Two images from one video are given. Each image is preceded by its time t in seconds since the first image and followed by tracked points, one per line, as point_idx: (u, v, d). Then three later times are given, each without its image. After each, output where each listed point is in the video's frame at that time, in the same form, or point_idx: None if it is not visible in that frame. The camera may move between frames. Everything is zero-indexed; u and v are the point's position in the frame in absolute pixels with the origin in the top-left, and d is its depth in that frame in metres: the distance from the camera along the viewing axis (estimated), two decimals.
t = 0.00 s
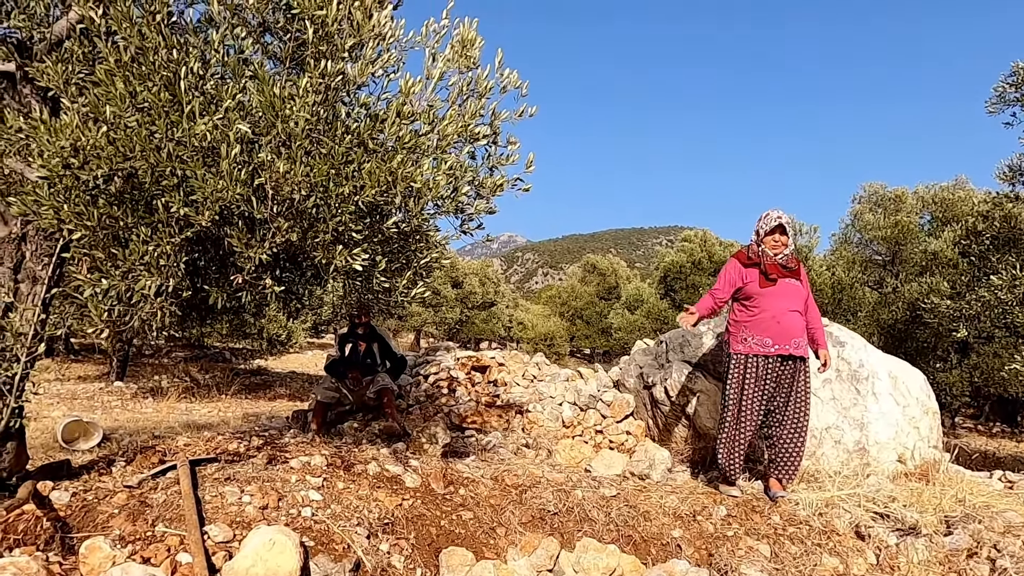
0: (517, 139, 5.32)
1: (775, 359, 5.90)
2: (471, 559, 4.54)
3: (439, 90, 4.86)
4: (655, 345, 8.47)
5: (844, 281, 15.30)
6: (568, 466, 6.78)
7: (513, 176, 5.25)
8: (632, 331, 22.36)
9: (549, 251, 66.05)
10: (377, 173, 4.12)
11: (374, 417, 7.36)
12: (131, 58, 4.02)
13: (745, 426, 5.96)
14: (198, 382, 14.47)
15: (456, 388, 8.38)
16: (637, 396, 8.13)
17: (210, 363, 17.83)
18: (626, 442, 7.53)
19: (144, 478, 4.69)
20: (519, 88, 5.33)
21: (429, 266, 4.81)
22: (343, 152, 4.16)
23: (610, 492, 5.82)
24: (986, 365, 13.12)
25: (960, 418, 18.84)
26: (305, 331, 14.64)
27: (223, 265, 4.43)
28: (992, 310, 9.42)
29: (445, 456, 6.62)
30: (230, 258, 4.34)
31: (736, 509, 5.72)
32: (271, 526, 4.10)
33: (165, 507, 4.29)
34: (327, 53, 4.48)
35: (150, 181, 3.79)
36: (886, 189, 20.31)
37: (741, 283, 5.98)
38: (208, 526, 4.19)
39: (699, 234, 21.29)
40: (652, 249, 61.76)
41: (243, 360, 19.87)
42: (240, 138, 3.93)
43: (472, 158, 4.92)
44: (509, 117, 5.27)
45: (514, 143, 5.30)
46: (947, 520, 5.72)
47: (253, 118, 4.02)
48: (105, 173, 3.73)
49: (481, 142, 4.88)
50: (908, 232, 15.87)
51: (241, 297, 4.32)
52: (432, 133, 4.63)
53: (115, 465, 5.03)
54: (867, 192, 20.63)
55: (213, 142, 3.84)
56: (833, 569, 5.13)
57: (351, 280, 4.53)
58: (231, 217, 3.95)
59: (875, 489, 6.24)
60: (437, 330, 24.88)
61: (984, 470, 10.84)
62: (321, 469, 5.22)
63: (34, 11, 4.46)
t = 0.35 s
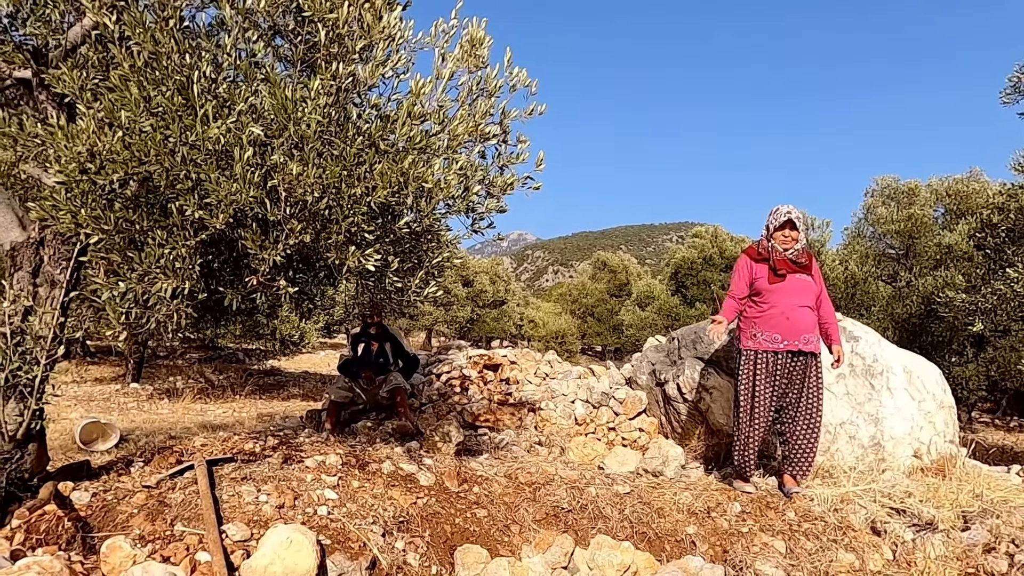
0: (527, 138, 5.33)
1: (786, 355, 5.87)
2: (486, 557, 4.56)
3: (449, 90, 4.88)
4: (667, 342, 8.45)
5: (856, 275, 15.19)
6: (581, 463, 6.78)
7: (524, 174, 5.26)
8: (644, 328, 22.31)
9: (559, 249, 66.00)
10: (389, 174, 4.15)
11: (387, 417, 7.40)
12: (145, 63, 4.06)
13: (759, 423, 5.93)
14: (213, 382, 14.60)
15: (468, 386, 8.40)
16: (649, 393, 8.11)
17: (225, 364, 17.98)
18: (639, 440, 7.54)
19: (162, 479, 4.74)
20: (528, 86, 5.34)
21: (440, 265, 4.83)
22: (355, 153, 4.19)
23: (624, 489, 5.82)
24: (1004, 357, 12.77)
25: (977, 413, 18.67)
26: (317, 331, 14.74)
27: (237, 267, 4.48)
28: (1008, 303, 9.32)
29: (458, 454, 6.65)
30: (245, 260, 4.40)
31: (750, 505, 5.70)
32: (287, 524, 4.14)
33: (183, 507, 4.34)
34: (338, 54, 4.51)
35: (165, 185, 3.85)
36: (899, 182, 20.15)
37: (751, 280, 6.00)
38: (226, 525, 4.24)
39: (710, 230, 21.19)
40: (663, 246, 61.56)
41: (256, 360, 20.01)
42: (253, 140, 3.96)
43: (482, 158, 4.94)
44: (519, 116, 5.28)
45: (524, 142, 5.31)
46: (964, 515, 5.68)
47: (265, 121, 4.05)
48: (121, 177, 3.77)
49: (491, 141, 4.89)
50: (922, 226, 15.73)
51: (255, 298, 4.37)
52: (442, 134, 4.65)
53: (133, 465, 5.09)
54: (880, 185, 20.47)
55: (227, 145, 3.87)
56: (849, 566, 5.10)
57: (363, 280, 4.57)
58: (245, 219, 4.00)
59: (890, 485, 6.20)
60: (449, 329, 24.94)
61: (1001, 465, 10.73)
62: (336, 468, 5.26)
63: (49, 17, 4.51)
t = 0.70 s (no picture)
0: (533, 134, 5.32)
1: (795, 347, 5.85)
2: (498, 552, 4.59)
3: (455, 87, 4.87)
4: (675, 335, 8.43)
5: (865, 266, 15.12)
6: (591, 458, 6.79)
7: (530, 170, 5.25)
8: (651, 321, 22.28)
9: (565, 244, 65.91)
10: (397, 171, 4.16)
11: (397, 414, 7.43)
12: (151, 65, 4.08)
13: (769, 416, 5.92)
14: (222, 382, 14.68)
15: (477, 382, 8.42)
16: (658, 387, 8.10)
17: (234, 363, 18.07)
18: (648, 434, 7.57)
19: (176, 478, 4.78)
20: (533, 82, 5.32)
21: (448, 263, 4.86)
22: (362, 152, 4.20)
23: (635, 483, 5.83)
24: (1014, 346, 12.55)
25: (988, 402, 18.58)
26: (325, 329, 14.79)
27: (246, 267, 4.51)
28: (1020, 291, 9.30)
29: (469, 450, 6.67)
30: (254, 260, 4.41)
31: (762, 497, 5.70)
32: (300, 522, 4.17)
33: (197, 506, 4.38)
34: (343, 53, 4.52)
35: (174, 187, 3.90)
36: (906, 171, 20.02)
37: (759, 272, 6.00)
38: (240, 523, 4.27)
39: (716, 222, 21.13)
40: (669, 239, 61.38)
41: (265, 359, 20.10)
42: (261, 141, 3.98)
43: (489, 155, 4.95)
44: (524, 112, 5.27)
45: (530, 138, 5.31)
46: (977, 505, 5.67)
47: (272, 121, 4.06)
48: (131, 179, 3.80)
49: (497, 138, 4.89)
50: (931, 215, 15.63)
51: (266, 297, 4.40)
52: (448, 131, 4.65)
53: (147, 465, 5.14)
54: (888, 174, 20.34)
55: (235, 145, 3.89)
56: (862, 557, 5.10)
57: (372, 278, 4.59)
58: (254, 220, 4.03)
59: (902, 475, 6.18)
60: (456, 325, 24.96)
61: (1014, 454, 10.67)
62: (347, 465, 5.29)
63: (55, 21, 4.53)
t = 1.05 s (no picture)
0: (528, 122, 5.30)
1: (793, 332, 5.88)
2: (499, 540, 4.58)
3: (449, 76, 4.84)
4: (674, 323, 8.43)
5: (863, 251, 15.09)
6: (591, 446, 6.81)
7: (526, 159, 5.23)
8: (650, 310, 22.28)
9: (564, 233, 65.83)
10: (392, 162, 4.14)
11: (397, 405, 7.43)
12: (143, 58, 4.05)
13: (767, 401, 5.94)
14: (222, 376, 14.68)
15: (477, 372, 8.42)
16: (658, 374, 8.11)
17: (234, 358, 18.05)
18: (648, 421, 7.59)
19: (177, 471, 4.79)
20: (528, 70, 5.28)
21: (445, 253, 4.85)
22: (357, 142, 4.18)
23: (635, 470, 5.85)
24: (1013, 328, 12.72)
25: (987, 385, 18.61)
26: (325, 322, 14.76)
27: (243, 260, 4.51)
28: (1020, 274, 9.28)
29: (469, 440, 6.68)
30: (251, 253, 4.41)
31: (762, 482, 5.72)
32: (301, 513, 4.17)
33: (199, 499, 4.39)
34: (337, 44, 4.49)
35: (169, 180, 3.89)
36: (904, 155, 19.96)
37: (756, 258, 5.92)
38: (241, 515, 4.29)
39: (715, 209, 21.09)
40: (667, 227, 61.33)
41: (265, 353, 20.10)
42: (255, 133, 3.96)
43: (485, 144, 4.93)
44: (520, 100, 5.24)
45: (526, 126, 5.28)
46: (976, 487, 5.69)
47: (266, 112, 4.04)
48: (125, 174, 3.78)
49: (493, 127, 4.87)
50: (930, 198, 15.59)
51: (263, 290, 4.40)
52: (444, 120, 4.63)
53: (148, 459, 5.14)
54: (886, 158, 20.29)
55: (229, 138, 3.87)
56: (862, 540, 5.12)
57: (370, 270, 4.58)
58: (250, 213, 4.02)
59: (902, 458, 6.20)
60: (455, 317, 24.94)
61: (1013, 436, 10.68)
62: (348, 457, 5.31)
63: (45, 14, 4.49)
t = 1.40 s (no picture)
0: (522, 114, 5.28)
1: (777, 321, 5.90)
2: (497, 530, 4.61)
3: (441, 68, 4.83)
4: (669, 312, 8.45)
5: (858, 238, 15.12)
6: (588, 436, 6.84)
7: (520, 150, 5.22)
8: (647, 299, 22.31)
9: (560, 224, 65.80)
10: (384, 155, 4.13)
11: (394, 397, 7.45)
12: (133, 53, 4.03)
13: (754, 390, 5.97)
14: (220, 371, 14.68)
15: (474, 364, 8.43)
16: (654, 364, 8.13)
17: (231, 352, 18.04)
18: (644, 410, 7.64)
19: (175, 467, 4.80)
20: (521, 61, 5.27)
21: (439, 246, 4.85)
22: (350, 136, 4.17)
23: (631, 459, 5.88)
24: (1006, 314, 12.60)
25: (982, 371, 18.69)
26: (321, 316, 14.75)
27: (237, 255, 4.52)
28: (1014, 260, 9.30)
29: (466, 431, 6.71)
30: (245, 248, 4.41)
31: (758, 470, 5.75)
32: (299, 506, 4.19)
33: (197, 494, 4.41)
34: (327, 37, 4.48)
35: (161, 175, 3.88)
36: (899, 142, 19.96)
37: (740, 247, 6.01)
38: (240, 509, 4.31)
39: (710, 199, 21.10)
40: (663, 217, 61.33)
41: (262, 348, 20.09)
42: (247, 127, 3.95)
43: (478, 135, 4.92)
44: (513, 92, 5.22)
45: (519, 118, 5.27)
46: (970, 471, 5.73)
47: (258, 107, 4.03)
48: (117, 170, 3.76)
49: (485, 118, 4.86)
50: (924, 185, 15.61)
51: (257, 285, 4.39)
52: (436, 112, 4.63)
53: (146, 455, 5.15)
54: (880, 145, 20.30)
55: (220, 133, 3.85)
56: (856, 525, 5.17)
57: (364, 263, 4.58)
58: (243, 208, 4.01)
59: (896, 444, 6.25)
60: (452, 309, 24.94)
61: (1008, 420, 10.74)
62: (345, 450, 5.32)
63: (34, 10, 4.46)
